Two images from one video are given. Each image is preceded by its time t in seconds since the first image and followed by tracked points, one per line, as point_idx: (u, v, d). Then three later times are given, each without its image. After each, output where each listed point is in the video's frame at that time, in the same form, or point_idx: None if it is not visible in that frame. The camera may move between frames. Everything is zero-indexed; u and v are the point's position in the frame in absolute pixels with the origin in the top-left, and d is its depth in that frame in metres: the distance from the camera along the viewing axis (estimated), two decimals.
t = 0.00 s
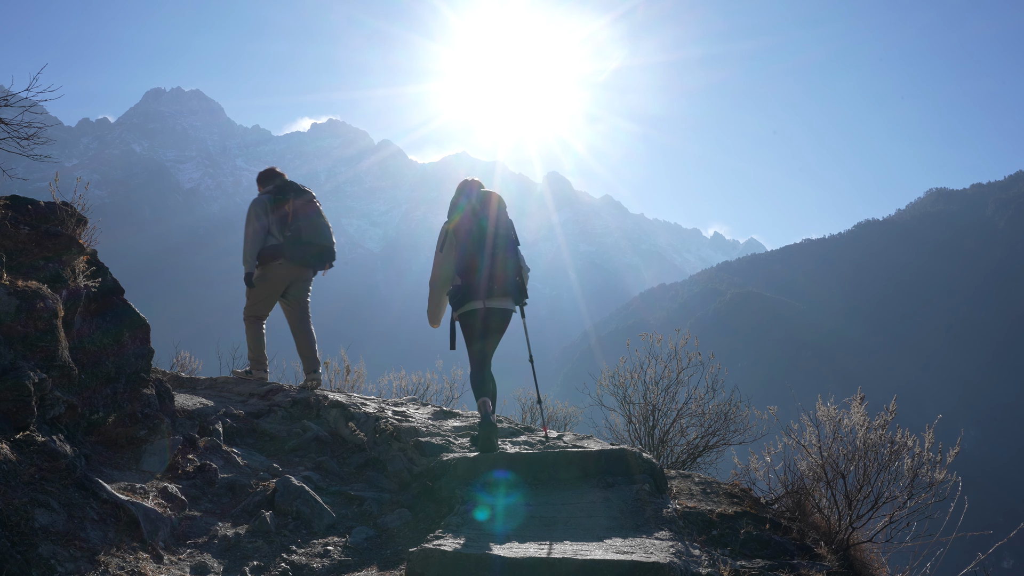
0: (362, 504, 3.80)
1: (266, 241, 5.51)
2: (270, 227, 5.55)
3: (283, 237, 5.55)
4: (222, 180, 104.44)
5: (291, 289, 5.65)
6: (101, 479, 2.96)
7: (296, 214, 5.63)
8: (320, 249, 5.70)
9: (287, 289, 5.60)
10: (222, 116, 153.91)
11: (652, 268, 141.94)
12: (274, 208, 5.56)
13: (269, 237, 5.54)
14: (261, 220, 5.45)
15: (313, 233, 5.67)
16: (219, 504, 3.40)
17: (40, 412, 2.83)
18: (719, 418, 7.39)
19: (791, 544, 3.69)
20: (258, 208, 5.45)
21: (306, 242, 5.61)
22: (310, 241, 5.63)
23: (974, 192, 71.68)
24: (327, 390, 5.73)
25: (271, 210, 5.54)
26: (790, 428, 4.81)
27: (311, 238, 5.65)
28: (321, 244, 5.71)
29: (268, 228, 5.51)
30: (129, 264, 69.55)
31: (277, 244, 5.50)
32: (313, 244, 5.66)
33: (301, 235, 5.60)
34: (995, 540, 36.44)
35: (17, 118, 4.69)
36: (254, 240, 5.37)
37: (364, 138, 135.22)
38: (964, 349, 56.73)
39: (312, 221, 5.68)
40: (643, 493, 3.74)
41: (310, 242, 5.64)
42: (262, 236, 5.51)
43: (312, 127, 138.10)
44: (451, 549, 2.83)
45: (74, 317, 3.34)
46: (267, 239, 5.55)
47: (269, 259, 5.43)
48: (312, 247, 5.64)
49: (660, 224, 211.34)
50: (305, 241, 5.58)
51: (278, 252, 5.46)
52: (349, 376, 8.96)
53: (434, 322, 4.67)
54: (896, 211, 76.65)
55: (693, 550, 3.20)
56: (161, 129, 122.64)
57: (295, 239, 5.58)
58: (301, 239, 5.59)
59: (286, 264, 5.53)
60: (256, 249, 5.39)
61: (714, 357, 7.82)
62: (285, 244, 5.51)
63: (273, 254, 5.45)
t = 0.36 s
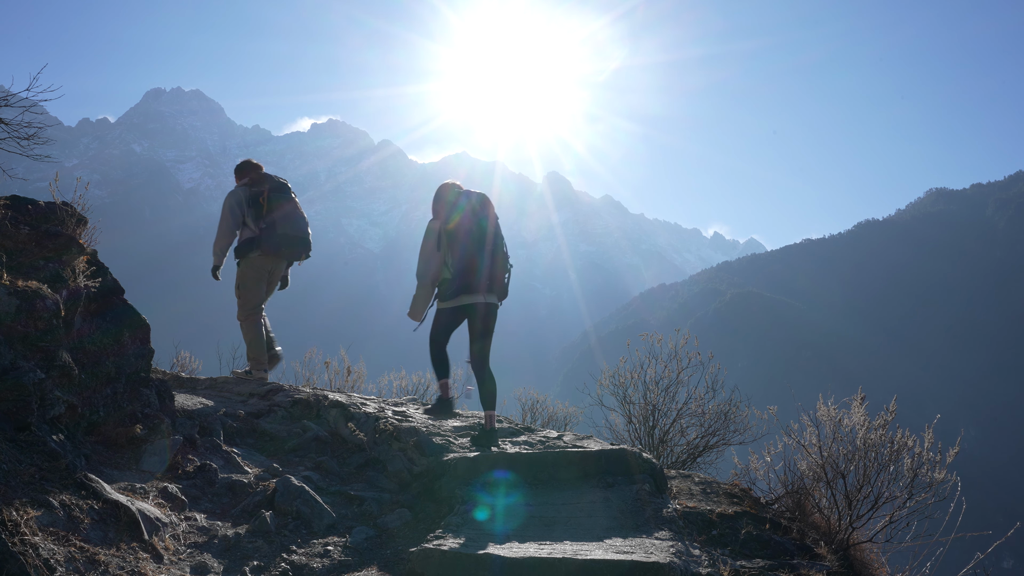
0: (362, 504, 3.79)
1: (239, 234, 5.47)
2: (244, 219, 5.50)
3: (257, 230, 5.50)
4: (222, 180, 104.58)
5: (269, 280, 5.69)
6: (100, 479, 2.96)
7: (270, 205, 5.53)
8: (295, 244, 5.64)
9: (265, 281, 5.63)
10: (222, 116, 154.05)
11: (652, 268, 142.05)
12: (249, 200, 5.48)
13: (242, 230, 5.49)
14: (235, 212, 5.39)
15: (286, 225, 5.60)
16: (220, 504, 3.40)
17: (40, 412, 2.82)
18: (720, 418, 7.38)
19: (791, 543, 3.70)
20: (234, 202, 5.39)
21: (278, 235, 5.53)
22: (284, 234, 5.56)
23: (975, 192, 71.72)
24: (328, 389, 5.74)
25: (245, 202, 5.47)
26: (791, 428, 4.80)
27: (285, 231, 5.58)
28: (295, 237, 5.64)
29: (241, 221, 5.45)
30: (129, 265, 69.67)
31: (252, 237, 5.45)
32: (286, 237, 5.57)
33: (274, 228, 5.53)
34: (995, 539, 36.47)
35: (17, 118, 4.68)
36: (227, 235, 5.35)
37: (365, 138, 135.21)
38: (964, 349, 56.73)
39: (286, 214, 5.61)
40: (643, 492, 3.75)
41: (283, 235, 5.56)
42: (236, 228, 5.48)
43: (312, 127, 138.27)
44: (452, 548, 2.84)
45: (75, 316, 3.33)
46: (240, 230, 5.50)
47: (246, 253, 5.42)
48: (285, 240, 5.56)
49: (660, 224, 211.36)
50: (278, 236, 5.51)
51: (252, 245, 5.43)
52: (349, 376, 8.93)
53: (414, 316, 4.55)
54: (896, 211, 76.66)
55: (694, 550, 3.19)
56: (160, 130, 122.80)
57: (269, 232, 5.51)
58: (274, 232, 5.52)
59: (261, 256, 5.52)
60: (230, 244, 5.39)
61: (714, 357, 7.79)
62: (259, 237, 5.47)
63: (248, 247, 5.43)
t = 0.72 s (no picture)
0: (362, 505, 3.79)
1: (216, 239, 5.47)
2: (223, 225, 5.51)
3: (234, 235, 5.48)
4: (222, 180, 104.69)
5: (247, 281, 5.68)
6: (100, 478, 2.96)
7: (247, 211, 5.50)
8: (269, 249, 5.60)
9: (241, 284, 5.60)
10: (222, 116, 154.21)
11: (652, 268, 141.91)
12: (227, 205, 5.48)
13: (219, 235, 5.50)
14: (213, 217, 5.41)
15: (260, 232, 5.54)
16: (219, 505, 3.39)
17: (39, 412, 2.82)
18: (720, 418, 7.38)
19: (791, 544, 3.69)
20: (213, 207, 5.41)
21: (251, 241, 5.49)
22: (256, 240, 5.51)
23: (974, 192, 71.73)
24: (330, 390, 5.75)
25: (223, 206, 5.47)
26: (791, 428, 4.79)
27: (258, 238, 5.52)
28: (270, 244, 5.60)
29: (219, 227, 5.47)
30: (129, 265, 69.77)
31: (226, 242, 5.43)
32: (260, 244, 5.53)
33: (249, 234, 5.48)
34: (995, 539, 36.40)
35: (16, 118, 4.68)
36: (206, 238, 5.37)
37: (365, 138, 135.14)
38: (964, 349, 56.80)
39: (262, 220, 5.56)
40: (643, 493, 3.74)
41: (256, 239, 5.51)
42: (214, 232, 5.50)
43: (312, 127, 138.33)
44: (452, 549, 2.83)
45: (74, 316, 3.32)
46: (218, 234, 5.51)
47: (218, 258, 5.40)
48: (259, 247, 5.52)
49: (660, 224, 211.71)
50: (251, 242, 5.46)
51: (226, 250, 5.41)
52: (349, 377, 8.93)
53: (382, 314, 4.87)
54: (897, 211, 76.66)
55: (693, 550, 3.19)
56: (160, 129, 122.86)
57: (244, 238, 5.47)
58: (248, 237, 5.48)
59: (237, 260, 5.49)
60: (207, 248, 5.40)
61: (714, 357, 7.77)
62: (235, 242, 5.45)
63: (220, 253, 5.40)
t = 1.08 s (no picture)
0: (363, 504, 3.80)
1: (202, 233, 5.47)
2: (210, 216, 5.48)
3: (221, 230, 5.48)
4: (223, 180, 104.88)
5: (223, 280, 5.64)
6: (101, 478, 2.98)
7: (237, 209, 5.53)
8: (254, 249, 5.65)
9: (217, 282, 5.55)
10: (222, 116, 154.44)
11: (652, 268, 141.99)
12: (219, 197, 5.49)
13: (204, 228, 5.50)
14: (203, 208, 5.38)
15: (248, 234, 5.58)
16: (220, 504, 3.41)
17: (41, 412, 2.83)
18: (719, 418, 7.39)
19: (790, 543, 3.70)
20: (205, 200, 5.40)
21: (237, 238, 5.51)
22: (244, 240, 5.55)
23: (974, 192, 71.74)
24: (332, 391, 5.75)
25: (216, 199, 5.48)
26: (790, 428, 4.80)
27: (245, 237, 5.58)
28: (255, 243, 5.64)
29: (208, 218, 5.44)
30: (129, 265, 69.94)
31: (214, 237, 5.46)
32: (246, 242, 5.56)
33: (237, 230, 5.51)
34: (994, 538, 36.37)
35: (18, 119, 4.70)
36: (194, 230, 5.37)
37: (365, 138, 135.25)
38: (964, 349, 56.76)
39: (251, 222, 5.62)
40: (642, 492, 3.76)
41: (243, 238, 5.54)
42: (200, 226, 5.49)
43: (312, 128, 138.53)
44: (451, 548, 2.84)
45: (75, 317, 3.34)
46: (204, 227, 5.51)
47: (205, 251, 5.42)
48: (245, 245, 5.56)
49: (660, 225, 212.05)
50: (240, 240, 5.49)
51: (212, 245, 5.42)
52: (350, 377, 8.92)
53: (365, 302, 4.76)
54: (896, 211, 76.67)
55: (693, 549, 3.20)
56: (161, 130, 123.08)
57: (231, 233, 5.49)
58: (235, 235, 5.50)
59: (220, 257, 5.51)
60: (195, 240, 5.43)
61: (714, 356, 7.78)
62: (221, 238, 5.45)
63: (208, 246, 5.44)
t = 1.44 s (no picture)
0: (362, 504, 3.80)
1: (190, 233, 5.48)
2: (198, 216, 5.47)
3: (208, 232, 5.46)
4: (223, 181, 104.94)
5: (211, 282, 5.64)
6: (101, 477, 2.98)
7: (221, 210, 5.43)
8: (239, 250, 5.54)
9: (206, 283, 5.59)
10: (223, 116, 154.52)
11: (653, 268, 141.94)
12: (205, 198, 5.46)
13: (194, 229, 5.51)
14: (189, 210, 5.39)
15: (236, 237, 5.50)
16: (220, 504, 3.41)
17: (40, 412, 2.83)
18: (719, 418, 7.39)
19: (790, 543, 3.70)
20: (193, 201, 5.40)
21: (221, 241, 5.43)
22: (231, 243, 5.48)
23: (974, 192, 71.73)
24: (332, 391, 5.74)
25: (202, 200, 5.45)
26: (790, 428, 4.79)
27: (231, 239, 5.47)
28: (239, 246, 5.51)
29: (195, 219, 5.44)
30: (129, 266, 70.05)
31: (199, 239, 5.44)
32: (229, 245, 5.45)
33: (220, 232, 5.42)
34: (994, 539, 36.41)
35: (18, 119, 4.69)
36: (181, 233, 5.39)
37: (365, 138, 135.22)
38: (964, 349, 56.76)
39: (239, 225, 5.50)
40: (642, 492, 3.76)
41: (226, 241, 5.43)
42: (192, 227, 5.52)
43: (312, 128, 138.60)
44: (452, 549, 2.84)
45: (76, 317, 3.34)
46: (195, 227, 5.52)
47: (190, 252, 5.44)
48: (232, 249, 5.48)
49: (660, 225, 212.35)
50: (223, 243, 5.43)
51: (198, 247, 5.43)
52: (350, 377, 8.91)
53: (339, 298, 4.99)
54: (896, 212, 76.72)
55: (693, 550, 3.20)
56: (161, 130, 123.12)
57: (216, 236, 5.43)
58: (219, 237, 5.42)
59: (209, 258, 5.54)
60: (183, 241, 5.44)
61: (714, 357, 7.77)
62: (207, 240, 5.41)
63: (193, 248, 5.42)
